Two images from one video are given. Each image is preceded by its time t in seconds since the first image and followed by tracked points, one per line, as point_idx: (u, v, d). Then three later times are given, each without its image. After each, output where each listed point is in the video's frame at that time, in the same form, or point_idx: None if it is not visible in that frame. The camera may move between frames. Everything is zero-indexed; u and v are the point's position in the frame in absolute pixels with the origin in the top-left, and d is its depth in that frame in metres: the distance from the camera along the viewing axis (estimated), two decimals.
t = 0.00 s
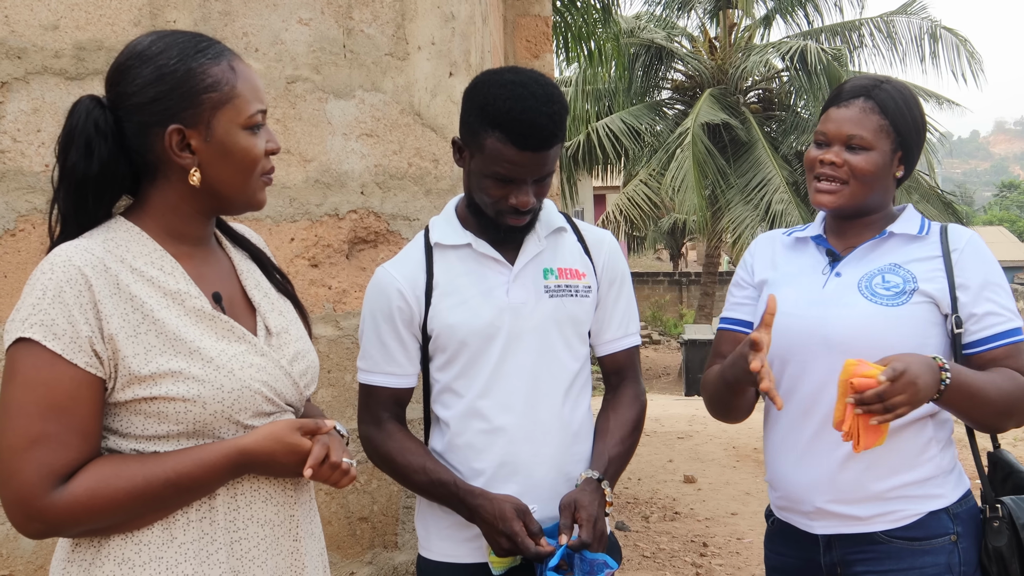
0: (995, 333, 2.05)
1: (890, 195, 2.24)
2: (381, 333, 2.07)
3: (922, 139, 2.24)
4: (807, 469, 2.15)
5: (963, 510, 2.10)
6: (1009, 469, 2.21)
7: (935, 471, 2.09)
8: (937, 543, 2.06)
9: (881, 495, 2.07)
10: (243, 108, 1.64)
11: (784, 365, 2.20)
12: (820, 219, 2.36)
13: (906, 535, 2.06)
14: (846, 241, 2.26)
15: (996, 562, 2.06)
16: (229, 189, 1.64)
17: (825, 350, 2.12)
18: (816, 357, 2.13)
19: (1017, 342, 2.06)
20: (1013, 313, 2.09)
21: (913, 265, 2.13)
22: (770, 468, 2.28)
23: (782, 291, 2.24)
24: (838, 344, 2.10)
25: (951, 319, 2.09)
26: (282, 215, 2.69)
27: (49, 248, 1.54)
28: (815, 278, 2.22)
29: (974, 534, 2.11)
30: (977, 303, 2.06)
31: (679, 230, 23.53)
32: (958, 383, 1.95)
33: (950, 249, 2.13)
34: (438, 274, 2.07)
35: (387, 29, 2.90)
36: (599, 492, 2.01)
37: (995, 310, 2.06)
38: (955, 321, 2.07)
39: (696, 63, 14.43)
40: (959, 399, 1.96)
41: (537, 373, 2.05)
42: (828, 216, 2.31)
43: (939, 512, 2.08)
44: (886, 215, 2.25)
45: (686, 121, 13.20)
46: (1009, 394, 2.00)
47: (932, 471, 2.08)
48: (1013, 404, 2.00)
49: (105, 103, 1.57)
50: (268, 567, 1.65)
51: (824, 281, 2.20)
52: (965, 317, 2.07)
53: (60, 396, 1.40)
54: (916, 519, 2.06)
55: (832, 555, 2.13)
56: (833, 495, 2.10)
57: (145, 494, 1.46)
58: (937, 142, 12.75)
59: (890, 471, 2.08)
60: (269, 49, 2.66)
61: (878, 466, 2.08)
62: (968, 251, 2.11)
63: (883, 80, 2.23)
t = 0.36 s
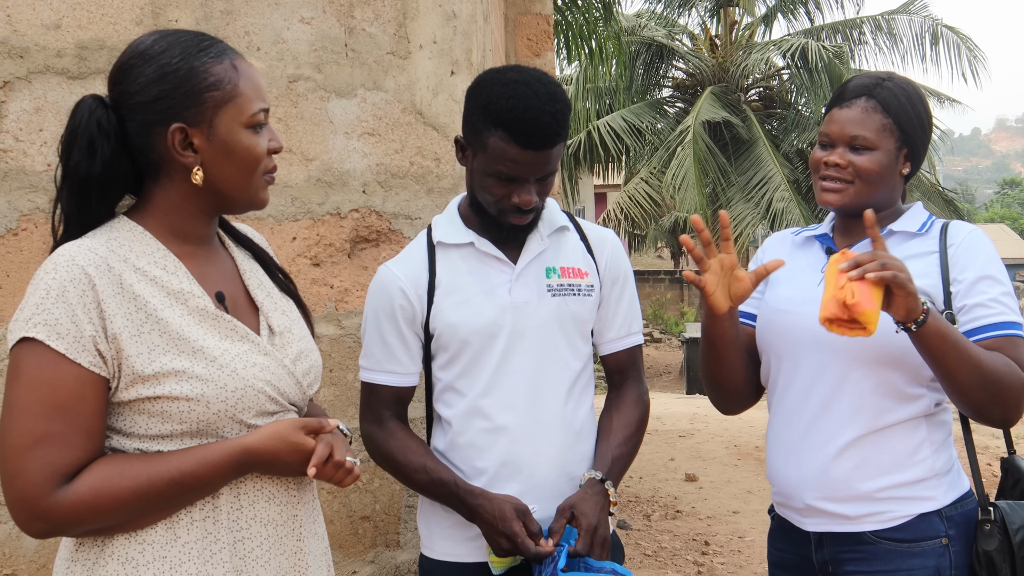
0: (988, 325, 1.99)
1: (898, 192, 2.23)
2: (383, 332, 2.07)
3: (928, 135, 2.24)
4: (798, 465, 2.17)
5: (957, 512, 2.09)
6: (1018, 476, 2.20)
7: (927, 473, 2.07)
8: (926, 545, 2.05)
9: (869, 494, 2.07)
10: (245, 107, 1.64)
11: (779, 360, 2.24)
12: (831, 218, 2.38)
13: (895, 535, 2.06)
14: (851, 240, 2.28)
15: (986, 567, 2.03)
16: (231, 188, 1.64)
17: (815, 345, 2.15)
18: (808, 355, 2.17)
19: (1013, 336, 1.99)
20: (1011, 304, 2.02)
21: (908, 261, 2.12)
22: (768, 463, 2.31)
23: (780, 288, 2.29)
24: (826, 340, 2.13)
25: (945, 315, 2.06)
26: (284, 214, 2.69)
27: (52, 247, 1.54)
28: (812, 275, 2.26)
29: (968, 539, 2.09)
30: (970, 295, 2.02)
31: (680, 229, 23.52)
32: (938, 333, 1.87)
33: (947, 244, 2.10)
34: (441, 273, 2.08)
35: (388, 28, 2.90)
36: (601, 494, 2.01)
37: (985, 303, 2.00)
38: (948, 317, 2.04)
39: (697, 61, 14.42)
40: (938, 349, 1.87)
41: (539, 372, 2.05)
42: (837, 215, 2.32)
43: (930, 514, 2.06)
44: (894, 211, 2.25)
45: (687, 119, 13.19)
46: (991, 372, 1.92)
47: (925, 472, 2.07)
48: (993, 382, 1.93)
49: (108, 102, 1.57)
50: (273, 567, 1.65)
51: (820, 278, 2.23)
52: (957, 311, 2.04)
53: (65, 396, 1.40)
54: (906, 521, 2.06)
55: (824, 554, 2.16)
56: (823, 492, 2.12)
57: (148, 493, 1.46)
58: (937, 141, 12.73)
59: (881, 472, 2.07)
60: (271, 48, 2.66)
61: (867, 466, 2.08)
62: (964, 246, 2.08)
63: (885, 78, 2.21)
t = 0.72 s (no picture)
0: (996, 336, 2.00)
1: (894, 191, 2.23)
2: (385, 331, 2.07)
3: (924, 135, 2.23)
4: (796, 467, 2.19)
5: (956, 513, 2.08)
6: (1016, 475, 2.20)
7: (925, 473, 2.07)
8: (926, 546, 2.05)
9: (867, 494, 2.08)
10: (244, 101, 1.64)
11: (779, 363, 2.25)
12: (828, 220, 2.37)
13: (892, 536, 2.06)
14: (847, 239, 2.27)
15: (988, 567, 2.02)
16: (236, 186, 1.64)
17: (810, 347, 2.16)
18: (803, 356, 2.17)
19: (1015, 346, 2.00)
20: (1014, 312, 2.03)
21: (906, 263, 2.10)
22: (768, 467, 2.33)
23: (778, 291, 2.30)
24: (822, 340, 2.13)
25: (946, 319, 2.05)
26: (286, 214, 2.69)
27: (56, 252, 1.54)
28: (809, 277, 2.26)
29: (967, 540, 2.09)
30: (974, 305, 2.01)
31: (681, 228, 23.52)
32: (940, 380, 1.94)
33: (948, 247, 2.08)
34: (442, 273, 2.08)
35: (390, 27, 2.91)
36: (602, 494, 2.01)
37: (993, 313, 2.00)
38: (950, 321, 2.04)
39: (698, 60, 14.41)
40: (944, 397, 1.94)
41: (541, 371, 2.06)
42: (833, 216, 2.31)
43: (928, 515, 2.06)
44: (890, 211, 2.24)
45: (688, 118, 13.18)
46: (996, 399, 1.97)
47: (922, 472, 2.07)
48: (999, 411, 1.98)
49: (109, 109, 1.57)
50: (275, 564, 1.65)
51: (817, 280, 2.23)
52: (960, 317, 2.03)
53: (68, 392, 1.40)
54: (903, 521, 2.06)
55: (822, 554, 2.17)
56: (820, 493, 2.13)
57: (151, 490, 1.46)
58: (938, 139, 12.72)
59: (878, 471, 2.08)
60: (273, 48, 2.67)
61: (864, 466, 2.09)
62: (966, 250, 2.06)
63: (882, 77, 2.22)
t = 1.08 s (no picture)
0: (983, 338, 1.99)
1: (892, 191, 2.23)
2: (385, 331, 2.08)
3: (922, 135, 2.23)
4: (791, 466, 2.22)
5: (949, 519, 2.07)
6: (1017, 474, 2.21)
7: (921, 475, 2.08)
8: (915, 548, 2.05)
9: (860, 494, 2.08)
10: (255, 120, 1.65)
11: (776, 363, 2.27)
12: (827, 221, 2.38)
13: (884, 535, 2.07)
14: (845, 240, 2.28)
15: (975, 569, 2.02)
16: (235, 198, 1.66)
17: (805, 346, 2.17)
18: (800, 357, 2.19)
19: (1010, 348, 1.99)
20: (1010, 317, 2.01)
21: (901, 263, 2.10)
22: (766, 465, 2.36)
23: (775, 292, 2.31)
24: (816, 341, 2.15)
25: (938, 319, 2.06)
26: (286, 214, 2.70)
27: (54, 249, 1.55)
28: (805, 278, 2.28)
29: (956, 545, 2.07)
30: (963, 305, 2.01)
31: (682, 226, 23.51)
32: (895, 387, 1.97)
33: (942, 248, 2.08)
34: (442, 273, 2.08)
35: (391, 28, 2.91)
36: (602, 491, 2.02)
37: (980, 314, 1.99)
38: (940, 322, 2.05)
39: (699, 59, 14.41)
40: (903, 403, 1.97)
41: (540, 369, 2.06)
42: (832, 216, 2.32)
43: (920, 517, 2.06)
44: (888, 211, 2.25)
45: (689, 117, 13.17)
46: (963, 402, 1.98)
47: (917, 474, 2.07)
48: (969, 413, 1.99)
49: (117, 105, 1.56)
50: (275, 561, 1.66)
51: (812, 281, 2.24)
52: (949, 319, 2.04)
53: (60, 395, 1.41)
54: (897, 522, 2.06)
55: (815, 551, 2.20)
56: (814, 492, 2.15)
57: (142, 481, 1.45)
58: (939, 138, 12.70)
59: (871, 473, 2.09)
60: (274, 49, 2.67)
61: (857, 466, 2.10)
62: (958, 251, 2.05)
63: (879, 78, 2.23)
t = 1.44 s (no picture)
0: (979, 339, 1.99)
1: (894, 189, 2.23)
2: (384, 328, 2.09)
3: (925, 135, 2.23)
4: (789, 461, 2.23)
5: (947, 513, 2.07)
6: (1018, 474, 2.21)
7: (917, 472, 2.07)
8: (912, 543, 2.05)
9: (855, 491, 2.09)
10: (245, 127, 1.62)
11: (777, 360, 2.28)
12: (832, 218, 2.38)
13: (882, 532, 2.07)
14: (848, 237, 2.28)
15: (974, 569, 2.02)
16: (221, 203, 1.64)
17: (802, 345, 2.18)
18: (798, 355, 2.20)
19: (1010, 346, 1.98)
20: (1009, 317, 2.00)
21: (900, 263, 2.10)
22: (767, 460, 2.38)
23: (777, 290, 2.33)
24: (814, 339, 2.16)
25: (936, 320, 2.05)
26: (287, 214, 2.68)
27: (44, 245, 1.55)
28: (806, 276, 2.29)
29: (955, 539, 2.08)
30: (960, 307, 2.01)
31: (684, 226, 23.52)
32: (875, 399, 2.01)
33: (940, 248, 2.07)
34: (441, 271, 2.09)
35: (391, 28, 2.93)
36: (602, 491, 2.02)
37: (976, 316, 1.99)
38: (938, 322, 2.04)
39: (700, 58, 14.41)
40: (883, 415, 2.01)
41: (539, 369, 2.06)
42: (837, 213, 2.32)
43: (917, 512, 2.06)
44: (890, 209, 2.24)
45: (691, 117, 13.16)
46: (949, 409, 1.99)
47: (913, 472, 2.07)
48: (963, 419, 1.99)
49: (113, 96, 1.57)
50: (272, 560, 1.64)
51: (812, 280, 2.25)
52: (948, 319, 2.03)
53: (39, 394, 1.39)
54: (893, 517, 2.06)
55: (814, 546, 2.19)
56: (810, 487, 2.16)
57: (101, 473, 1.39)
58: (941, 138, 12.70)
59: (867, 469, 2.09)
60: (275, 48, 2.67)
61: (853, 463, 2.10)
62: (957, 249, 2.05)
63: (884, 75, 2.23)
